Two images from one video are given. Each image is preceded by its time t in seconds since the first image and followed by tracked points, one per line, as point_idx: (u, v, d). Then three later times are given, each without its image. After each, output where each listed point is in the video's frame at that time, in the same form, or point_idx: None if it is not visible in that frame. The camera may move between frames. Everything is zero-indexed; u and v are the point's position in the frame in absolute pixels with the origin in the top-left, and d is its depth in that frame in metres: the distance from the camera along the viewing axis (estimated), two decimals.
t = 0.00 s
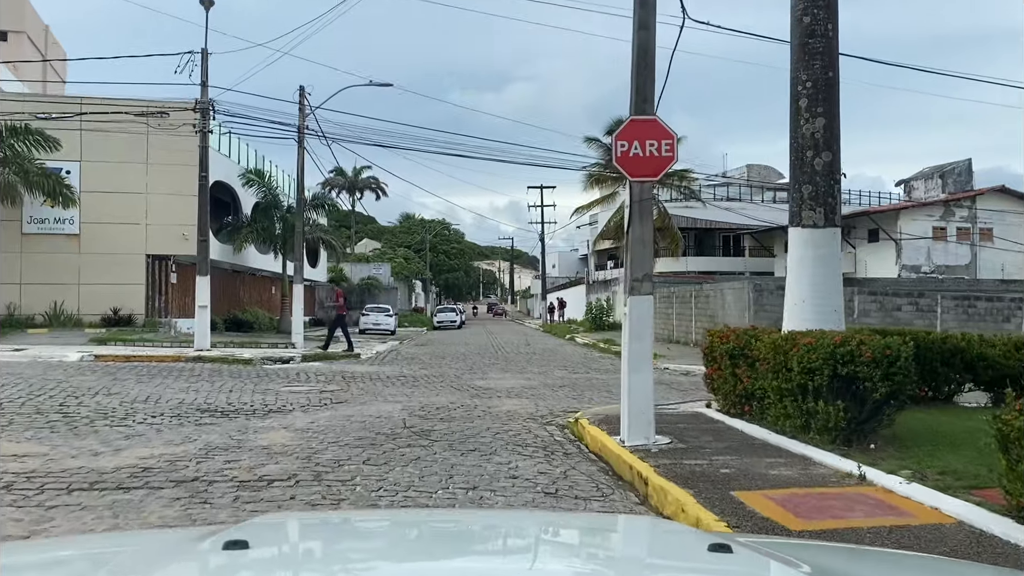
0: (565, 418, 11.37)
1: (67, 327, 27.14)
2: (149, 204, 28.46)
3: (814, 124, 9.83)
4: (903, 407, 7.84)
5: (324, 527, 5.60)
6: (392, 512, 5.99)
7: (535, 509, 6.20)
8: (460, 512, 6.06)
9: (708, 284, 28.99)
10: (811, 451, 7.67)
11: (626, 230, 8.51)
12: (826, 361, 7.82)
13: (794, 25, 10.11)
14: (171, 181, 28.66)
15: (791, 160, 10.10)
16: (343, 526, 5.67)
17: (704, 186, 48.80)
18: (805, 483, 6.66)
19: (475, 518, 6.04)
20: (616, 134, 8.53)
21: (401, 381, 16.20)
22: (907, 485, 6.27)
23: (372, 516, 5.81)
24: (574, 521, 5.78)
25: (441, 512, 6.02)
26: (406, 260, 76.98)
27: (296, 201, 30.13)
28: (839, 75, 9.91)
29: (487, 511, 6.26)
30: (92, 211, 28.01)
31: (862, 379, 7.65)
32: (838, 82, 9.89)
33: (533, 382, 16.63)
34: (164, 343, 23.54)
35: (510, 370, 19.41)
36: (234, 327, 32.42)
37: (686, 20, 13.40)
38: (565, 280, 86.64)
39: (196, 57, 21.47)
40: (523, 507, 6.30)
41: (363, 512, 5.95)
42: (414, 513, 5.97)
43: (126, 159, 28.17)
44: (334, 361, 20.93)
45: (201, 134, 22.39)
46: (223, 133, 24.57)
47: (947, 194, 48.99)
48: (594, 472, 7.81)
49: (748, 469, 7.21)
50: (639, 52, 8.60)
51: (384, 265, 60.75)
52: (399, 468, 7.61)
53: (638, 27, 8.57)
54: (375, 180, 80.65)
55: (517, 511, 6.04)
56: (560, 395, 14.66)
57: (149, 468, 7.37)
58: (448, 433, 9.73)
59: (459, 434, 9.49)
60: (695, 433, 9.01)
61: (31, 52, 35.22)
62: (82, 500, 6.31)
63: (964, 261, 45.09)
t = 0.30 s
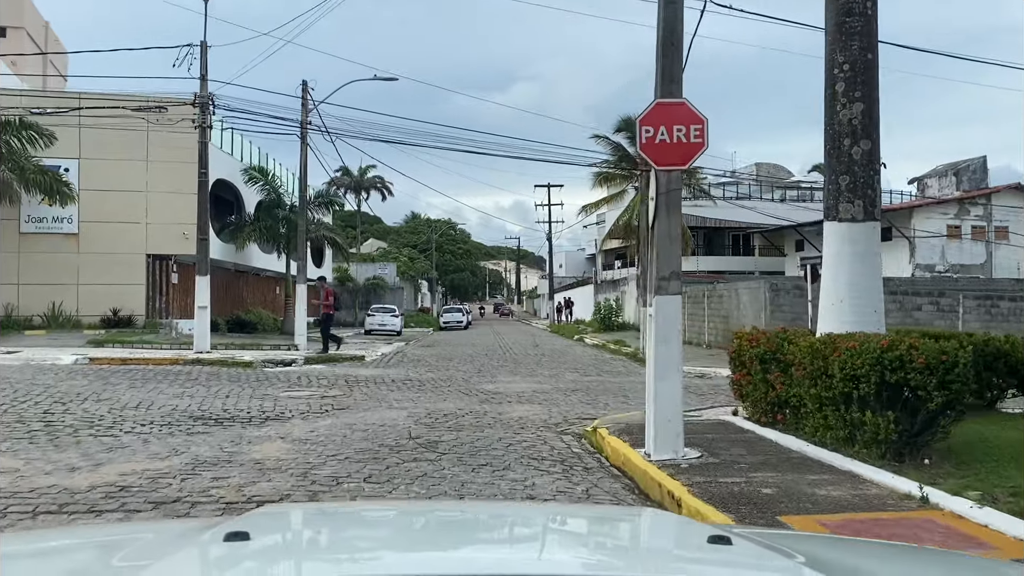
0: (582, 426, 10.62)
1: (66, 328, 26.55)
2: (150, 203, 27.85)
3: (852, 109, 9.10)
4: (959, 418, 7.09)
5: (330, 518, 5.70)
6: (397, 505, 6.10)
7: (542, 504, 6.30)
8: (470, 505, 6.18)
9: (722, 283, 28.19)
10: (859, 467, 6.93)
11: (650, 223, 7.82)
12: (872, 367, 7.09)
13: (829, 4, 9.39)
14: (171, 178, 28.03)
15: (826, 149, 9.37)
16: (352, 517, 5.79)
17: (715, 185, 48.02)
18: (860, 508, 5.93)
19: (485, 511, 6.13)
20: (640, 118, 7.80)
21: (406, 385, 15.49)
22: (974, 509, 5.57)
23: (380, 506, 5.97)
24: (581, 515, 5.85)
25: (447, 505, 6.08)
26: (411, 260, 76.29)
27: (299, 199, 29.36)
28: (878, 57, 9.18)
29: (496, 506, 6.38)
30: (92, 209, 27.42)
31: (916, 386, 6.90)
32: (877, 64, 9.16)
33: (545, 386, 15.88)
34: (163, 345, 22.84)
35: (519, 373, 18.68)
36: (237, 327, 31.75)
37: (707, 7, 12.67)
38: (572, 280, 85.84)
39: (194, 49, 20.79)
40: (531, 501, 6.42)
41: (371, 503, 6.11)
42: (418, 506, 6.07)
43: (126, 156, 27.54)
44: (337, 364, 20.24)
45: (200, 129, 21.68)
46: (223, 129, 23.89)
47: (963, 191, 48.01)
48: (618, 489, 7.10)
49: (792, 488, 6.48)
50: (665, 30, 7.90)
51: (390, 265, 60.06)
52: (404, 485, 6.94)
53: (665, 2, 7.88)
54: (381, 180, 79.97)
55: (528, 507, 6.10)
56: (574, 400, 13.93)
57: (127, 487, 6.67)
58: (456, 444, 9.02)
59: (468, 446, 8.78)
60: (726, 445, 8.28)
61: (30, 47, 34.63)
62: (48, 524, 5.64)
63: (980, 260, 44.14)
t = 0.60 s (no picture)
0: (602, 436, 9.88)
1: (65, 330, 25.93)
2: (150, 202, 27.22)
3: (898, 92, 8.35)
4: None
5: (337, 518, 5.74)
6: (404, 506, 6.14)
7: (551, 501, 6.37)
8: (477, 502, 6.28)
9: (737, 283, 27.45)
10: (923, 486, 6.16)
11: (684, 215, 7.10)
12: (934, 375, 6.35)
13: None
14: (172, 177, 27.41)
15: (869, 136, 8.63)
16: (360, 515, 5.83)
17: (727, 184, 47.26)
18: (935, 536, 5.16)
19: (490, 509, 6.21)
20: (672, 99, 7.06)
21: (412, 389, 14.78)
22: None
23: (387, 505, 6.01)
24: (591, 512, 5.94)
25: (455, 505, 6.11)
26: (417, 260, 75.60)
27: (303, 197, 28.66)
28: (926, 35, 8.43)
29: (514, 521, 5.91)
30: (91, 208, 26.79)
31: (986, 397, 6.13)
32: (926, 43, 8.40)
33: (558, 390, 15.16)
34: (162, 348, 22.17)
35: (529, 376, 17.97)
36: (240, 329, 31.05)
37: None
38: (579, 280, 85.14)
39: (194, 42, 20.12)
40: (551, 517, 5.95)
41: (378, 502, 6.07)
42: (426, 506, 6.11)
43: (126, 154, 26.90)
44: (342, 367, 19.57)
45: (200, 125, 21.00)
46: (224, 125, 23.20)
47: (979, 189, 47.13)
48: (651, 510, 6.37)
49: (851, 511, 5.72)
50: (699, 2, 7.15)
51: (396, 265, 59.41)
52: (413, 505, 6.28)
53: None
54: (387, 180, 79.38)
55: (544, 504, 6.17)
56: (590, 405, 13.20)
57: (103, 509, 5.97)
58: (468, 457, 8.29)
59: (481, 459, 8.06)
60: (766, 459, 7.52)
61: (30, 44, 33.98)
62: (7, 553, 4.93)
63: (997, 260, 43.05)
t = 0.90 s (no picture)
0: (626, 446, 9.16)
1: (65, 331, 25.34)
2: (152, 200, 26.63)
3: (952, 71, 7.62)
4: None
5: (341, 524, 5.60)
6: (411, 509, 6.00)
7: (550, 509, 6.12)
8: (482, 510, 6.00)
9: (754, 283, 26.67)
10: (997, 510, 5.44)
11: (721, 202, 6.39)
12: (1008, 384, 5.60)
13: None
14: (175, 175, 26.79)
15: (919, 119, 7.90)
16: (364, 524, 5.59)
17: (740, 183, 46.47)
18: None
19: (507, 518, 5.91)
20: (707, 76, 6.37)
21: (420, 393, 14.11)
22: None
23: (394, 516, 5.73)
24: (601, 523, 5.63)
25: (463, 511, 5.94)
26: (425, 261, 74.98)
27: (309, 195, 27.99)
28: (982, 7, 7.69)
29: (527, 547, 5.21)
30: (92, 207, 26.21)
31: None
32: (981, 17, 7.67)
33: (573, 395, 14.44)
34: (164, 349, 21.53)
35: (541, 380, 17.23)
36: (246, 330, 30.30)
37: None
38: (589, 281, 84.34)
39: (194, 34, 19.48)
40: (570, 547, 5.22)
41: (383, 510, 5.86)
42: (433, 511, 5.95)
43: (127, 152, 26.33)
44: (348, 370, 18.90)
45: (202, 119, 20.36)
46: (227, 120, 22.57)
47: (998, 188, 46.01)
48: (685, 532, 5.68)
49: (921, 540, 5.00)
50: None
51: (404, 265, 58.76)
52: (416, 526, 5.59)
53: None
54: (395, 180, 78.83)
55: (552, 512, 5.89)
56: (607, 411, 12.49)
57: (69, 534, 5.32)
58: (481, 471, 7.59)
59: (496, 473, 7.35)
60: (813, 475, 6.80)
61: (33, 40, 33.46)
62: None
63: (1016, 260, 42.02)
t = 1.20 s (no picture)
0: (651, 461, 8.45)
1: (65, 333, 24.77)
2: (155, 198, 26.06)
3: (1014, 50, 6.93)
4: None
5: (345, 520, 5.25)
6: (418, 509, 5.69)
7: (561, 510, 5.59)
8: (490, 510, 5.52)
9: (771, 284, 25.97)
10: None
11: (765, 193, 5.72)
12: None
13: None
14: (177, 173, 26.22)
15: (975, 104, 7.21)
16: (370, 520, 5.23)
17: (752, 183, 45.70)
18: None
19: (508, 521, 5.40)
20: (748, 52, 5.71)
21: (427, 399, 13.44)
22: None
23: (399, 514, 5.29)
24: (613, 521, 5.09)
25: (471, 512, 5.54)
26: (432, 262, 74.35)
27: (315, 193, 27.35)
28: None
29: (520, 547, 4.43)
30: (93, 206, 25.69)
31: None
32: None
33: (588, 401, 13.74)
34: (164, 352, 20.95)
35: (552, 385, 16.54)
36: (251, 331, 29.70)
37: None
38: (597, 281, 83.63)
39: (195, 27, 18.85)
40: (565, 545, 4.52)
41: (390, 507, 5.47)
42: (440, 510, 5.64)
43: (129, 150, 25.80)
44: (353, 374, 18.27)
45: (204, 115, 19.75)
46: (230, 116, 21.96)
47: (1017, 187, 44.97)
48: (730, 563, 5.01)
49: None
50: None
51: (412, 266, 58.13)
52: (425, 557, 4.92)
53: None
54: (403, 181, 78.24)
55: (550, 516, 5.38)
56: (625, 418, 11.79)
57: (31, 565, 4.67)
58: (496, 490, 6.91)
59: (512, 493, 6.66)
60: (866, 496, 6.11)
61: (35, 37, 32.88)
62: None
63: None
